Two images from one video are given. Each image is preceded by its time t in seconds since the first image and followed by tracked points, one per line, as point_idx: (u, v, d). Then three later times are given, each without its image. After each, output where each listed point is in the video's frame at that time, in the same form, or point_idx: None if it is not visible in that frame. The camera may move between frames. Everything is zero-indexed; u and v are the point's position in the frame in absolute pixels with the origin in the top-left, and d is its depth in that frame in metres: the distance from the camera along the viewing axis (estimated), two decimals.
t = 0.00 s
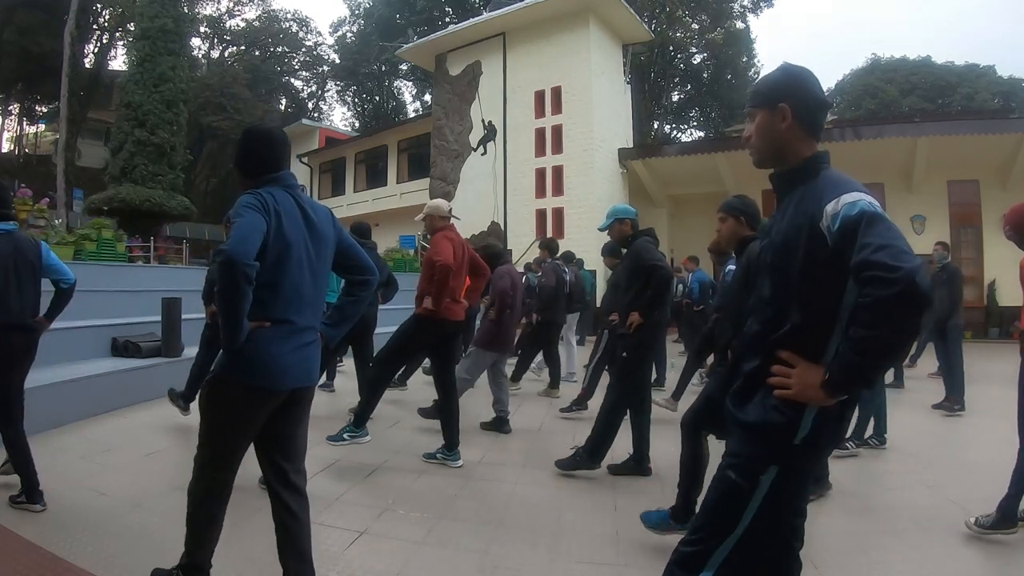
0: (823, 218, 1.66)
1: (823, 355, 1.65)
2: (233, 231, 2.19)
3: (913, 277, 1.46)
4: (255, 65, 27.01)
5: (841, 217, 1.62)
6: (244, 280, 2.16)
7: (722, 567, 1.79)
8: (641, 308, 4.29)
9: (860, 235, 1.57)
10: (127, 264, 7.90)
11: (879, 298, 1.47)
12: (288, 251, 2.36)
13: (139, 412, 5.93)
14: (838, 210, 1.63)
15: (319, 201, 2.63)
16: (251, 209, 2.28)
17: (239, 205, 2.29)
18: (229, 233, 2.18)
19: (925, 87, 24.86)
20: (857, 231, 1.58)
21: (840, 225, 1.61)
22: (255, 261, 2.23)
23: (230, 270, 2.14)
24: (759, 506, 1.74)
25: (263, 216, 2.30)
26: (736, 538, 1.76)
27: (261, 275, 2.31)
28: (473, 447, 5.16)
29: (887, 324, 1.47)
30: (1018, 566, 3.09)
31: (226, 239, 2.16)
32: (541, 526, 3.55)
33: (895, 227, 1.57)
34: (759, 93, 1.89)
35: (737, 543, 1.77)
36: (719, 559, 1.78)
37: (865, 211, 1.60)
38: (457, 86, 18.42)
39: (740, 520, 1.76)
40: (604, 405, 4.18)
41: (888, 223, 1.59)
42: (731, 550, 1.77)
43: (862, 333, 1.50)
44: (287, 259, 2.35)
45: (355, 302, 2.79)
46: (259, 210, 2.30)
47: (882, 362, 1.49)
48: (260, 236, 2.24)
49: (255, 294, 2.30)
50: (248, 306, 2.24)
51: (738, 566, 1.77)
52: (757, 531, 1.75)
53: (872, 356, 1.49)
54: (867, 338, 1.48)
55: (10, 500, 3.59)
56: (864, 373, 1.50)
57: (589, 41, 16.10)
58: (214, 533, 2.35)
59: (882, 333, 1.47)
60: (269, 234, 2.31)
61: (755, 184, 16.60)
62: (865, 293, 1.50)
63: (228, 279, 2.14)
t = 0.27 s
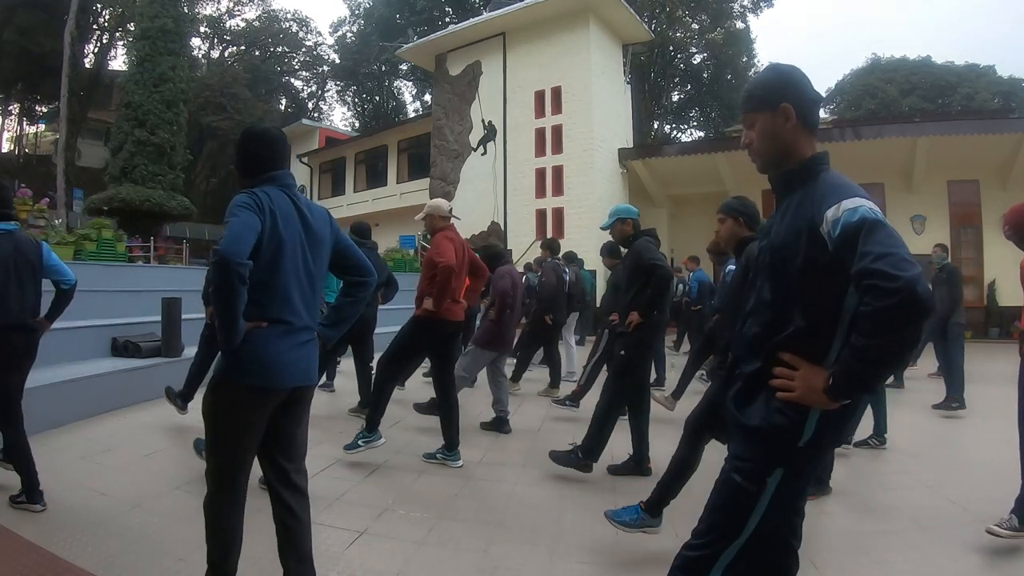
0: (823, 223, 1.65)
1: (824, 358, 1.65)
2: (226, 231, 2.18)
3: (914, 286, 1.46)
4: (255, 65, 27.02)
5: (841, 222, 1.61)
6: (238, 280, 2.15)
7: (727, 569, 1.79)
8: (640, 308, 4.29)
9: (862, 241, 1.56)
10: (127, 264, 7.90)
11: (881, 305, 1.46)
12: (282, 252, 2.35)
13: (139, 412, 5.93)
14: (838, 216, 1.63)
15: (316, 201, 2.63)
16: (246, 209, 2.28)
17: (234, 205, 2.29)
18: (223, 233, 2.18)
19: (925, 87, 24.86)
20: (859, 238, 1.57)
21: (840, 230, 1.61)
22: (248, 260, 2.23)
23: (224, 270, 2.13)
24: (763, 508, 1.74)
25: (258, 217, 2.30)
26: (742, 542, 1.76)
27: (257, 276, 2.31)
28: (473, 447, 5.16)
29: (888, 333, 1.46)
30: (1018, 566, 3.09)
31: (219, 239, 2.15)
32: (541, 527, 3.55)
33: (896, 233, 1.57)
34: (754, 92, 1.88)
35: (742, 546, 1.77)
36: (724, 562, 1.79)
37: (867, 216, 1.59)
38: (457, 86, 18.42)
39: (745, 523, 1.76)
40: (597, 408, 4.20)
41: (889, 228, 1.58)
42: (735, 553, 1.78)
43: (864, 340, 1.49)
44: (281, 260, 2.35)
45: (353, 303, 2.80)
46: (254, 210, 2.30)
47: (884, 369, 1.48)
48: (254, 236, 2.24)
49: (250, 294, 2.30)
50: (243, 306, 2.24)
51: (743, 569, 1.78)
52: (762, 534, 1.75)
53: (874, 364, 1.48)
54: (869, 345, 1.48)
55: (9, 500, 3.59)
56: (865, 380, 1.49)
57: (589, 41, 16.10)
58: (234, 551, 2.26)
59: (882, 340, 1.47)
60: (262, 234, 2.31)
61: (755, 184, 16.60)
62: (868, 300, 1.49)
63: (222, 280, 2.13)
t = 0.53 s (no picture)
0: (830, 225, 1.65)
1: (828, 360, 1.65)
2: (227, 229, 2.18)
3: (927, 290, 1.46)
4: (255, 65, 27.02)
5: (850, 224, 1.61)
6: (239, 278, 2.15)
7: (722, 565, 1.79)
8: (641, 308, 4.28)
9: (872, 244, 1.56)
10: (127, 264, 7.91)
11: (891, 309, 1.46)
12: (285, 252, 2.36)
13: (139, 412, 5.93)
14: (845, 219, 1.62)
15: (319, 201, 2.63)
16: (248, 208, 2.29)
17: (236, 204, 2.29)
18: (224, 231, 2.18)
19: (925, 87, 24.86)
20: (869, 240, 1.57)
21: (849, 233, 1.61)
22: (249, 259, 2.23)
23: (226, 268, 2.14)
24: (759, 506, 1.74)
25: (260, 215, 2.30)
26: (735, 537, 1.76)
27: (258, 275, 2.31)
28: (473, 446, 5.16)
29: (899, 336, 1.46)
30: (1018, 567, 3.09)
31: (220, 238, 2.15)
32: (542, 526, 3.55)
33: (905, 236, 1.57)
34: (752, 93, 1.88)
35: (736, 541, 1.77)
36: (716, 557, 1.78)
37: (875, 220, 1.59)
38: (457, 86, 18.43)
39: (742, 520, 1.76)
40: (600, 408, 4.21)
41: (898, 231, 1.58)
42: (729, 549, 1.78)
43: (872, 343, 1.49)
44: (284, 259, 2.35)
45: (356, 303, 2.80)
46: (256, 208, 2.30)
47: (894, 372, 1.48)
48: (255, 234, 2.24)
49: (251, 293, 2.30)
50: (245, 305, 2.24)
51: (740, 566, 1.78)
52: (758, 532, 1.76)
53: (883, 366, 1.48)
54: (878, 348, 1.48)
55: (9, 500, 3.59)
56: (873, 383, 1.49)
57: (589, 41, 16.10)
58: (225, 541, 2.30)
59: (892, 342, 1.47)
60: (264, 233, 2.30)
61: (755, 184, 16.60)
62: (878, 304, 1.49)
63: (224, 278, 2.13)
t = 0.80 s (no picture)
0: (831, 224, 1.65)
1: (827, 360, 1.65)
2: (236, 227, 2.18)
3: (926, 291, 1.45)
4: (255, 64, 27.02)
5: (851, 224, 1.61)
6: (248, 275, 2.16)
7: (723, 567, 1.80)
8: (641, 309, 4.28)
9: (872, 245, 1.56)
10: (127, 264, 7.91)
11: (889, 310, 1.46)
12: (294, 251, 2.36)
13: (139, 412, 5.93)
14: (847, 218, 1.62)
15: (327, 202, 2.63)
16: (257, 206, 2.29)
17: (245, 202, 2.30)
18: (233, 228, 2.18)
19: (925, 87, 24.87)
20: (870, 241, 1.57)
21: (850, 232, 1.60)
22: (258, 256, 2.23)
23: (233, 266, 2.14)
24: (759, 508, 1.74)
25: (268, 213, 2.30)
26: (737, 539, 1.77)
27: (265, 274, 2.31)
28: (473, 446, 5.16)
29: (898, 336, 1.46)
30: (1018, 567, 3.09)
31: (229, 235, 2.15)
32: (542, 527, 3.55)
33: (906, 237, 1.56)
34: (753, 93, 1.88)
35: (738, 543, 1.77)
36: (719, 559, 1.79)
37: (877, 220, 1.58)
38: (457, 86, 18.43)
39: (743, 521, 1.76)
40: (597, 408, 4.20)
41: (900, 231, 1.58)
42: (731, 550, 1.78)
43: (871, 343, 1.49)
44: (292, 259, 2.35)
45: (363, 305, 2.80)
46: (265, 207, 2.31)
47: (893, 372, 1.47)
48: (264, 233, 2.24)
49: (258, 293, 2.30)
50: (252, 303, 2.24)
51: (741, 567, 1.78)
52: (759, 534, 1.76)
53: (881, 366, 1.47)
54: (877, 349, 1.47)
55: (9, 500, 3.59)
56: (871, 384, 1.49)
57: (589, 42, 16.10)
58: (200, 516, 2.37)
59: (891, 342, 1.46)
60: (274, 231, 2.31)
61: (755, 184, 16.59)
62: (878, 304, 1.49)
63: (232, 275, 2.14)
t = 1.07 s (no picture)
0: (832, 224, 1.65)
1: (827, 361, 1.65)
2: (241, 223, 2.19)
3: (928, 289, 1.45)
4: (255, 64, 27.02)
5: (853, 223, 1.61)
6: (251, 272, 2.17)
7: (727, 569, 1.79)
8: (641, 309, 4.29)
9: (873, 243, 1.56)
10: (127, 264, 7.91)
11: (890, 309, 1.46)
12: (299, 250, 2.37)
13: (139, 412, 5.93)
14: (849, 217, 1.62)
15: (333, 203, 2.65)
16: (262, 203, 2.30)
17: (251, 198, 2.30)
18: (238, 224, 2.18)
19: (925, 87, 24.88)
20: (871, 240, 1.57)
21: (851, 231, 1.61)
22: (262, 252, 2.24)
23: (237, 261, 2.15)
24: (763, 509, 1.74)
25: (273, 211, 2.31)
26: (743, 542, 1.77)
27: (269, 273, 2.32)
28: (473, 446, 5.17)
29: (899, 334, 1.46)
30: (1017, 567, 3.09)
31: (233, 231, 2.16)
32: (541, 527, 3.55)
33: (906, 236, 1.56)
34: (755, 96, 1.89)
35: (744, 546, 1.77)
36: (724, 562, 1.79)
37: (879, 219, 1.58)
38: (457, 86, 18.44)
39: (745, 522, 1.77)
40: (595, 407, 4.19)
41: (901, 229, 1.58)
42: (736, 553, 1.78)
43: (872, 341, 1.49)
44: (296, 258, 2.36)
45: (367, 307, 2.81)
46: (271, 205, 2.32)
47: (893, 370, 1.48)
48: (267, 230, 2.25)
49: (263, 292, 2.31)
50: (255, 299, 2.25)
51: (744, 569, 1.78)
52: (763, 536, 1.76)
53: (882, 365, 1.48)
54: (877, 347, 1.48)
55: (9, 499, 3.58)
56: (871, 382, 1.49)
57: (589, 42, 16.10)
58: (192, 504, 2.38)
59: (892, 341, 1.47)
60: (278, 228, 2.32)
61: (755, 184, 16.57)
62: (879, 302, 1.49)
63: (236, 271, 2.15)
